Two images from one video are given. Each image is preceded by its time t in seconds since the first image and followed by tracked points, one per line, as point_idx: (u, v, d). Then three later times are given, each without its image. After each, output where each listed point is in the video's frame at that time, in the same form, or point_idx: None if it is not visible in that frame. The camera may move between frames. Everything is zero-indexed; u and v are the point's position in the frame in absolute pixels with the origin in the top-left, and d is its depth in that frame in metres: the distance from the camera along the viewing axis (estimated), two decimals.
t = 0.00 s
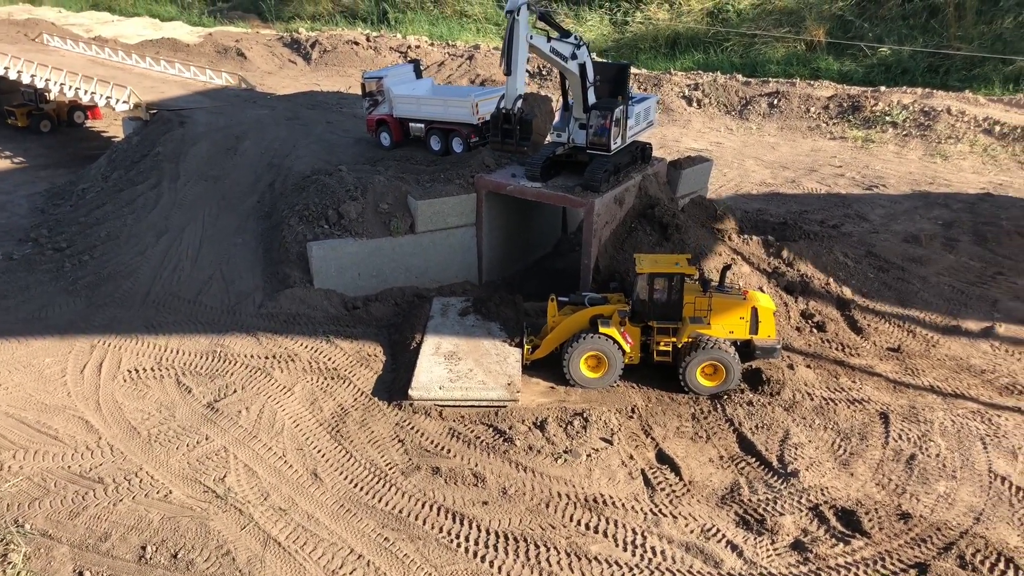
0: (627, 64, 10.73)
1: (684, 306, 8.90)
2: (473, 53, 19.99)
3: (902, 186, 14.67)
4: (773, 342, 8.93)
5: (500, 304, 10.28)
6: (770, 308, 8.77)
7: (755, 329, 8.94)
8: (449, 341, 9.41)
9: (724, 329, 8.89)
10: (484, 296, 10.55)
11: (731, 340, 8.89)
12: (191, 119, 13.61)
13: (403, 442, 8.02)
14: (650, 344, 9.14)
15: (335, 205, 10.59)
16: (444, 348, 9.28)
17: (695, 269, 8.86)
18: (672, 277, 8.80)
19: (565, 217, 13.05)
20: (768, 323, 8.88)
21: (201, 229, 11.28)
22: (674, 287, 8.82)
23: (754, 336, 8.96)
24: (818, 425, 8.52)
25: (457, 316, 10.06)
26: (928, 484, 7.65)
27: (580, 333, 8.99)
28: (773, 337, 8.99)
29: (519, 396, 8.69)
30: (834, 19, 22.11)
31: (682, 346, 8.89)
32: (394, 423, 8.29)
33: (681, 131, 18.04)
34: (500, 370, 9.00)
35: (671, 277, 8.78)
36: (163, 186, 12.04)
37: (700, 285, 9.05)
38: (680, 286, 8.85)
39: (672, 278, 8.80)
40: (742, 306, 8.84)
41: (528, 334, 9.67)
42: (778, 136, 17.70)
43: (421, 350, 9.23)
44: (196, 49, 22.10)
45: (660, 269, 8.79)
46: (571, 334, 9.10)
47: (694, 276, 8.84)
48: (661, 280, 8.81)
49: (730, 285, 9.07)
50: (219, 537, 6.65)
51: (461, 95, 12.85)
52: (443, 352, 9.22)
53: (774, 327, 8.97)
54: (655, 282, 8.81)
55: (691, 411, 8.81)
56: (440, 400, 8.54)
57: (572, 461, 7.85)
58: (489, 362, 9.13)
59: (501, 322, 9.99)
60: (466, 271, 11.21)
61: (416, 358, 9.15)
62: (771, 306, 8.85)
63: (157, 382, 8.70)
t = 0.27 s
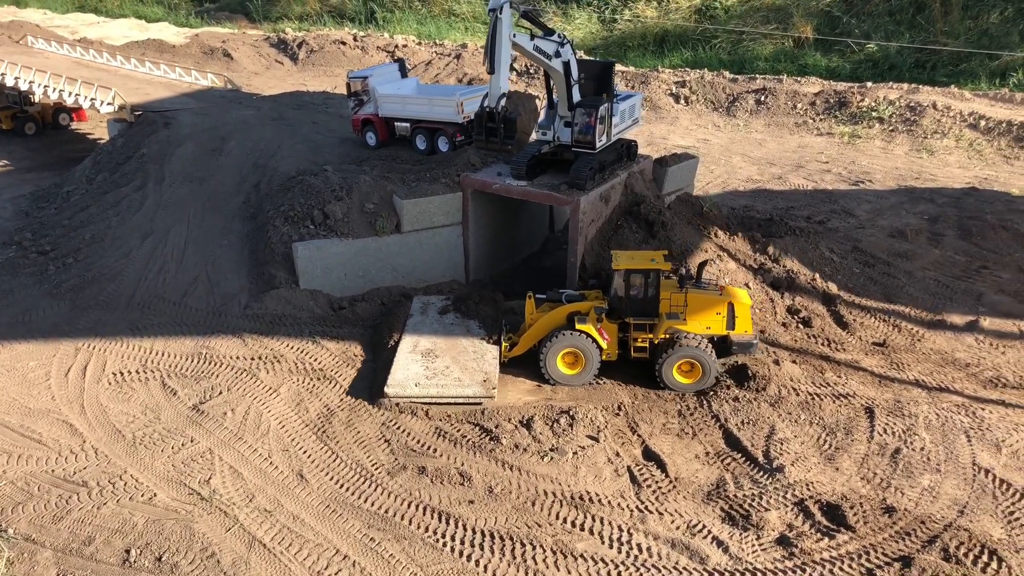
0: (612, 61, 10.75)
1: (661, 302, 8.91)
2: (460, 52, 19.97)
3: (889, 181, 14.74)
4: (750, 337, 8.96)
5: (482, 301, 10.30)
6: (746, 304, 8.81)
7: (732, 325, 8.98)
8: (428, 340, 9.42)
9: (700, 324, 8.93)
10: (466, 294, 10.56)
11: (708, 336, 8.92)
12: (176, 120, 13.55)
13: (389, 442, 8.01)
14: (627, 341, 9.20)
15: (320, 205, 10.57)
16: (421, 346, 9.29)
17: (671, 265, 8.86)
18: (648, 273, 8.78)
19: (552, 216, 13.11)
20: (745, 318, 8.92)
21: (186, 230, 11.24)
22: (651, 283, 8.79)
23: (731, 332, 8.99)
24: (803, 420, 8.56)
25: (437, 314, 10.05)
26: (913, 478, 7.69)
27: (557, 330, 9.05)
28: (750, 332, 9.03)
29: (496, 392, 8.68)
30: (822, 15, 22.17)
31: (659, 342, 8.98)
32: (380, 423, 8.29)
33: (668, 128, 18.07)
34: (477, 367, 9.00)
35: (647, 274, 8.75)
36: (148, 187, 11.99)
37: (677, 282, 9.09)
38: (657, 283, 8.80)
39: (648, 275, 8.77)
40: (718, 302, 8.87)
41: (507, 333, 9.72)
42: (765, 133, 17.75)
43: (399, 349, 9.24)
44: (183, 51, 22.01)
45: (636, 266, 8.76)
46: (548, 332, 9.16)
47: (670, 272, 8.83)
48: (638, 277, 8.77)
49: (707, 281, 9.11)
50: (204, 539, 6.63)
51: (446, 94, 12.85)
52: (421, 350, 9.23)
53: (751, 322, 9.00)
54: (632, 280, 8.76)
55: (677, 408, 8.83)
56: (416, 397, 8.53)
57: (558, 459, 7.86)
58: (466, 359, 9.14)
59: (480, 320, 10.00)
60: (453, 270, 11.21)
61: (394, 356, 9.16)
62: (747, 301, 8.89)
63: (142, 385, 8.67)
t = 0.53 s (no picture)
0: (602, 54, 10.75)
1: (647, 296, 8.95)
2: (452, 48, 19.94)
3: (881, 171, 14.76)
4: (734, 325, 9.10)
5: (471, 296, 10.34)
6: (729, 292, 8.94)
7: (716, 314, 9.10)
8: (411, 334, 9.43)
9: (687, 315, 9.02)
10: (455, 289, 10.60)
11: (694, 326, 9.02)
12: (167, 119, 13.53)
13: (383, 438, 8.01)
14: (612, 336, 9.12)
15: (313, 203, 10.57)
16: (404, 340, 9.31)
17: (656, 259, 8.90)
18: (634, 268, 8.79)
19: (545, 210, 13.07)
20: (728, 307, 9.05)
21: (179, 230, 11.23)
22: (637, 277, 8.80)
23: (716, 321, 9.12)
24: (797, 410, 8.58)
25: (426, 309, 10.07)
26: (906, 466, 7.71)
27: (537, 326, 8.99)
28: (733, 320, 9.17)
29: (473, 387, 8.68)
30: (814, 7, 22.16)
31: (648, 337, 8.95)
32: (374, 419, 8.29)
33: (661, 122, 18.07)
34: (456, 361, 8.99)
35: (633, 268, 8.77)
36: (140, 187, 11.97)
37: (661, 274, 9.12)
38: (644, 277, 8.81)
39: (635, 270, 8.78)
40: (703, 292, 8.97)
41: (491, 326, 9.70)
42: (758, 125, 17.75)
43: (382, 343, 9.28)
44: (174, 51, 21.96)
45: (623, 261, 8.75)
46: (528, 327, 9.12)
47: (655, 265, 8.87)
48: (624, 272, 8.77)
49: (689, 271, 9.18)
50: (199, 537, 6.64)
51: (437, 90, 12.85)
52: (403, 344, 9.25)
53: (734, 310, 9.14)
54: (619, 274, 8.75)
55: (671, 400, 8.85)
56: (393, 391, 8.59)
57: (553, 452, 7.87)
58: (446, 354, 9.14)
59: (467, 314, 10.01)
60: (447, 266, 11.19)
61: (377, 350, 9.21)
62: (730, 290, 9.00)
63: (135, 385, 8.67)
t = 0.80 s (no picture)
0: (607, 54, 10.74)
1: (649, 296, 8.94)
2: (456, 47, 19.95)
3: (887, 170, 14.72)
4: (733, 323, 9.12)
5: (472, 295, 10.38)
6: (727, 290, 8.97)
7: (715, 312, 9.11)
8: (409, 333, 9.44)
9: (687, 314, 9.00)
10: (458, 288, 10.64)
11: (695, 325, 9.01)
12: (172, 120, 13.56)
13: (390, 438, 8.04)
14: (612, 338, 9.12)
15: (318, 202, 10.59)
16: (402, 338, 9.33)
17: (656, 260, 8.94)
18: (635, 268, 8.83)
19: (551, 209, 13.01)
20: (726, 305, 9.07)
21: (185, 230, 11.27)
22: (638, 278, 8.84)
23: (714, 319, 9.13)
24: (803, 409, 8.57)
25: (429, 307, 10.11)
26: (913, 465, 7.70)
27: (534, 326, 8.98)
28: (732, 318, 9.19)
29: (466, 387, 8.68)
30: (819, 5, 22.11)
31: (651, 338, 8.92)
32: (381, 419, 8.31)
33: (666, 120, 18.06)
34: (452, 360, 9.00)
35: (635, 269, 8.81)
36: (146, 187, 12.01)
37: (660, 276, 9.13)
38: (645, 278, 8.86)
39: (636, 270, 8.82)
40: (702, 291, 8.98)
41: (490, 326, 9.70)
42: (763, 123, 17.73)
43: (381, 341, 9.33)
44: (179, 51, 22.02)
45: (625, 262, 8.78)
46: (526, 327, 9.12)
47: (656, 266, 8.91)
48: (626, 273, 8.80)
49: (687, 270, 9.21)
50: (206, 536, 6.67)
51: (442, 89, 12.86)
52: (401, 342, 9.27)
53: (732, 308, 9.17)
54: (621, 274, 8.79)
55: (677, 399, 8.85)
56: (388, 388, 8.63)
57: (559, 451, 7.89)
58: (443, 352, 9.15)
59: (469, 314, 10.02)
60: (452, 265, 11.20)
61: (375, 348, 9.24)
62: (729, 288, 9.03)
63: (142, 384, 8.71)
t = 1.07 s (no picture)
0: (615, 57, 10.75)
1: (641, 299, 8.83)
2: (464, 49, 20.00)
3: (894, 174, 14.70)
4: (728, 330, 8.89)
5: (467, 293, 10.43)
6: (723, 297, 8.73)
7: (710, 318, 8.90)
8: (403, 331, 9.49)
9: (680, 319, 8.84)
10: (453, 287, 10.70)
11: (688, 330, 8.85)
12: (182, 120, 13.62)
13: (396, 438, 8.06)
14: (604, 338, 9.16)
15: (327, 203, 10.61)
16: (395, 336, 9.37)
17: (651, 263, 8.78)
18: (628, 271, 8.70)
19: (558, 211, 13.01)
20: (722, 311, 8.83)
21: (193, 229, 11.31)
22: (631, 280, 8.71)
23: (709, 325, 8.93)
24: (809, 413, 8.56)
25: (424, 306, 10.15)
26: (920, 470, 7.68)
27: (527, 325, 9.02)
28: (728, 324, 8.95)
29: (456, 381, 8.69)
30: (827, 9, 22.11)
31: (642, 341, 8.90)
32: (387, 419, 8.33)
33: (673, 123, 18.06)
34: (443, 356, 9.02)
35: (627, 271, 8.70)
36: (155, 187, 12.07)
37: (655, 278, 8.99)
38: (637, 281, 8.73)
39: (629, 273, 8.71)
40: (696, 296, 8.79)
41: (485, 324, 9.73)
42: (770, 127, 17.72)
43: (374, 338, 9.37)
44: (188, 51, 22.11)
45: (618, 263, 8.68)
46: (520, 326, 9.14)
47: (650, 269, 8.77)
48: (618, 275, 8.71)
49: (683, 274, 9.03)
50: (213, 535, 6.70)
51: (451, 91, 12.89)
52: (394, 340, 9.32)
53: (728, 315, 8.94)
54: (614, 276, 8.71)
55: (683, 402, 8.85)
56: (380, 384, 8.67)
57: (564, 453, 7.90)
58: (435, 349, 9.17)
59: (463, 312, 10.05)
60: (459, 267, 11.23)
61: (368, 345, 9.29)
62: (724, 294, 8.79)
63: (150, 383, 8.75)
